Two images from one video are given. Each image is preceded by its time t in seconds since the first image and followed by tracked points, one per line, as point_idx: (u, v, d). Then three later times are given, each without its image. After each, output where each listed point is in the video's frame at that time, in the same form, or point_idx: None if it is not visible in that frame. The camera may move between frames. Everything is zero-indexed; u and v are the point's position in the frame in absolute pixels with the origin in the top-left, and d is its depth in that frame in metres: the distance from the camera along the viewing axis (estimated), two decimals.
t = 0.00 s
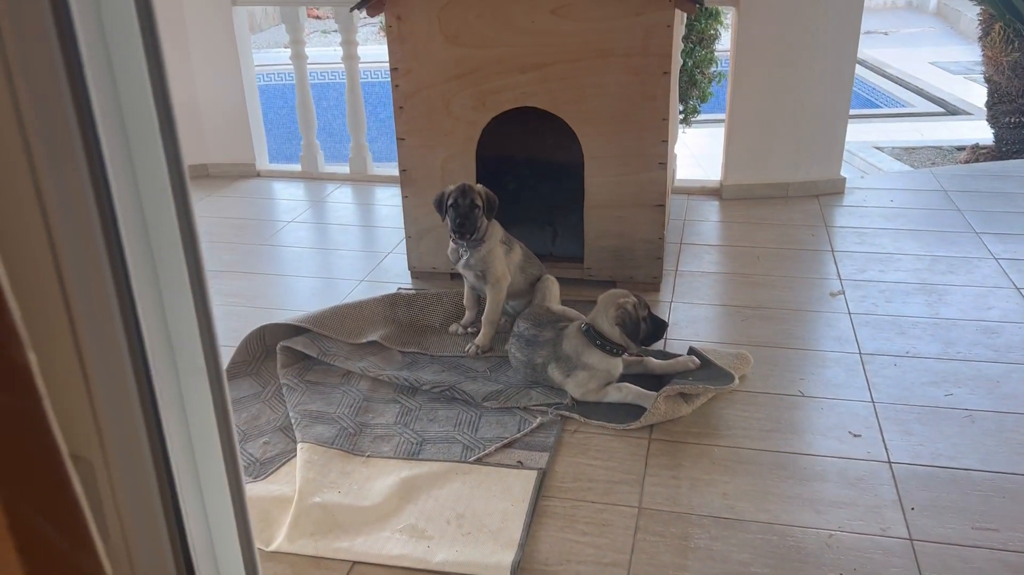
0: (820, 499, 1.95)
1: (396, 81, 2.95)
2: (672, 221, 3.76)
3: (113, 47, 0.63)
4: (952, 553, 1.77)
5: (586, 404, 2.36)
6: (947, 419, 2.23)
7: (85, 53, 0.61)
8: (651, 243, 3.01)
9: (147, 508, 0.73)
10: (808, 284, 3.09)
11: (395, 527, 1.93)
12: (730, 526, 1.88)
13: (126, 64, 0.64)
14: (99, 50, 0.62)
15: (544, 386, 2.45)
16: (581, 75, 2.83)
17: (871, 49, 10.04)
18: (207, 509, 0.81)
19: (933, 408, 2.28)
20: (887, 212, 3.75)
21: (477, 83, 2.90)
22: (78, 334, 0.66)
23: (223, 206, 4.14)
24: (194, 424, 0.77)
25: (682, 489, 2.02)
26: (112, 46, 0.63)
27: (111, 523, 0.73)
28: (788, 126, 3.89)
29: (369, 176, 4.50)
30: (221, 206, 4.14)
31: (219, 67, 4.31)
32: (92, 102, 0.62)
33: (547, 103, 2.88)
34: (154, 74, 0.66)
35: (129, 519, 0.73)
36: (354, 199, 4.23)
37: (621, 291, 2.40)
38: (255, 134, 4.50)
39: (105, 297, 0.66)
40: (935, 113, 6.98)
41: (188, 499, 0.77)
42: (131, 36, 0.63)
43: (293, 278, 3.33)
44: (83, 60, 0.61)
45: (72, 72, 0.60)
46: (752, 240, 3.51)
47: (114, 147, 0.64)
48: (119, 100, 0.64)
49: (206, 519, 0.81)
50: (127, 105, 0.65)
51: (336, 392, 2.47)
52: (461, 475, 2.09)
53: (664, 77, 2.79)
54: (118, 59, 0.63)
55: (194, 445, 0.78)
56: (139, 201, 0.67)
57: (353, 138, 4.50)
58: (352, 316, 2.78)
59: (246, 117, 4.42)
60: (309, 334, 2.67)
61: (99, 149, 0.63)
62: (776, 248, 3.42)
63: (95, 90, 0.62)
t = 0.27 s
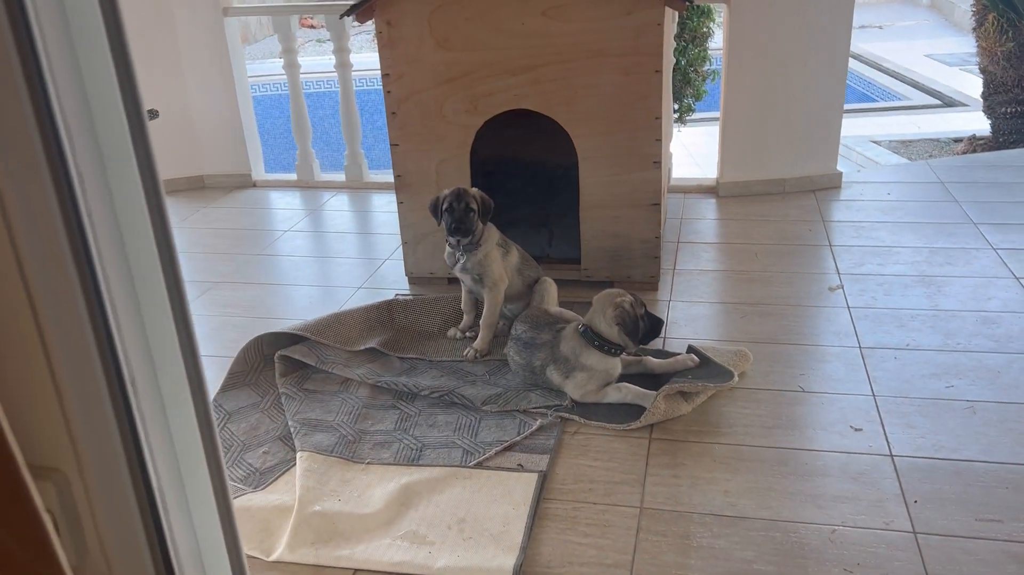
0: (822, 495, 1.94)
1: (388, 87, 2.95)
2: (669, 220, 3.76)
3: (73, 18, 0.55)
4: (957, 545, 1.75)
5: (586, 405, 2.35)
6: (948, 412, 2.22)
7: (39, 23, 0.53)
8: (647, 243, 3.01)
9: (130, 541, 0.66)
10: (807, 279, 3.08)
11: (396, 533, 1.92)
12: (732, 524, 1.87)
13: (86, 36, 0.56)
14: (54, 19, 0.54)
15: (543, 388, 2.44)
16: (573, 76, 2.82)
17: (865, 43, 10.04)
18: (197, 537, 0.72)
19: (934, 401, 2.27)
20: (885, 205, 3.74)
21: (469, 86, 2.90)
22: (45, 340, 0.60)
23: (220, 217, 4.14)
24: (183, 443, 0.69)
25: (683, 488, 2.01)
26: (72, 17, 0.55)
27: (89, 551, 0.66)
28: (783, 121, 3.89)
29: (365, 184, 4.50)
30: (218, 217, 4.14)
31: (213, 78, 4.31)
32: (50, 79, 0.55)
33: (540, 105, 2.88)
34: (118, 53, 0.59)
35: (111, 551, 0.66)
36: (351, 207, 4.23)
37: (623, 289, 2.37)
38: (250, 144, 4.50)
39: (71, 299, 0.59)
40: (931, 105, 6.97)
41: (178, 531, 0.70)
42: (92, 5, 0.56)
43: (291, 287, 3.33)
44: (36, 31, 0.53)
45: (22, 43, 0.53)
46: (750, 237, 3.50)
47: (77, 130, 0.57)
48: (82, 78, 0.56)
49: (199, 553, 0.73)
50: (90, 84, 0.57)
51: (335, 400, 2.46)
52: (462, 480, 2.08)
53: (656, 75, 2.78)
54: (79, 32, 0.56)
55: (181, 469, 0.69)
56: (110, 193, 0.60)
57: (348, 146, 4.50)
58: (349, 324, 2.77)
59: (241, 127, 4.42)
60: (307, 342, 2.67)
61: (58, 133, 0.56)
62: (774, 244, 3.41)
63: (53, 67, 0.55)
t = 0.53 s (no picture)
0: (816, 491, 1.94)
1: (377, 93, 2.95)
2: (661, 220, 3.77)
3: (44, 25, 0.53)
4: (951, 538, 1.76)
5: (580, 407, 2.35)
6: (941, 405, 2.22)
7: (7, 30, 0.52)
8: (639, 243, 3.02)
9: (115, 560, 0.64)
10: (799, 276, 3.09)
11: (392, 538, 1.91)
12: (727, 523, 1.87)
13: (57, 42, 0.54)
14: (24, 27, 0.52)
15: (538, 390, 2.44)
16: (562, 78, 2.83)
17: (855, 39, 10.07)
18: (189, 557, 0.70)
19: (927, 395, 2.28)
20: (876, 201, 3.76)
21: (458, 90, 2.90)
22: (22, 355, 0.58)
23: (213, 226, 4.14)
24: (169, 458, 0.67)
25: (678, 487, 2.01)
26: (43, 24, 0.53)
27: (75, 571, 0.64)
28: (773, 119, 3.90)
29: (358, 189, 4.50)
30: (211, 226, 4.14)
31: (202, 86, 4.30)
32: (23, 88, 0.53)
33: (529, 107, 2.88)
34: (90, 56, 0.57)
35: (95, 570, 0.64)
36: (343, 213, 4.23)
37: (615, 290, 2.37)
38: (241, 153, 4.50)
39: (48, 312, 0.57)
40: (921, 100, 7.00)
41: (167, 551, 0.67)
42: (63, 12, 0.54)
43: (285, 294, 3.33)
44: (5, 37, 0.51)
45: None
46: (742, 235, 3.51)
47: (50, 139, 0.55)
48: (55, 86, 0.54)
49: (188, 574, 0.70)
50: (63, 92, 0.55)
51: (330, 407, 2.46)
52: (457, 484, 2.08)
53: (644, 76, 2.79)
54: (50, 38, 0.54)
55: (169, 487, 0.67)
56: (86, 200, 0.58)
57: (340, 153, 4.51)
58: (343, 330, 2.77)
59: (232, 135, 4.42)
60: (301, 349, 2.66)
61: (30, 140, 0.54)
62: (766, 242, 3.42)
63: (25, 75, 0.53)
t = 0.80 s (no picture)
0: (811, 491, 1.95)
1: (370, 99, 2.95)
2: (655, 222, 3.77)
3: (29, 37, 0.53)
4: (945, 537, 1.77)
5: (575, 410, 2.35)
6: (934, 404, 2.23)
7: None
8: (633, 246, 3.02)
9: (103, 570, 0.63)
10: (793, 277, 3.09)
11: (388, 544, 1.91)
12: (722, 524, 1.88)
13: (43, 54, 0.54)
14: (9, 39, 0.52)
15: (533, 394, 2.44)
16: (554, 82, 2.83)
17: (847, 40, 10.10)
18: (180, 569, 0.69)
19: (920, 394, 2.28)
20: (868, 201, 3.77)
21: (450, 95, 2.91)
22: (9, 366, 0.58)
23: (206, 233, 4.13)
24: (161, 472, 0.66)
25: (674, 489, 2.02)
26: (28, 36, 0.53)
27: None
28: (765, 121, 3.91)
29: (352, 195, 4.50)
30: (205, 233, 4.13)
31: (194, 94, 4.30)
32: (7, 100, 0.53)
33: (522, 112, 2.89)
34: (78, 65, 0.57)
35: None
36: (337, 219, 4.23)
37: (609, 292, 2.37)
38: (234, 160, 4.50)
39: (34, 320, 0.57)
40: (913, 100, 7.02)
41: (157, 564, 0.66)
42: (49, 25, 0.54)
43: (279, 301, 3.32)
44: None
45: None
46: (736, 237, 3.52)
47: (35, 149, 0.55)
48: (41, 97, 0.54)
49: None
50: (49, 103, 0.55)
51: (325, 413, 2.46)
52: (453, 489, 2.08)
53: (636, 79, 2.80)
54: (35, 50, 0.54)
55: (161, 498, 0.66)
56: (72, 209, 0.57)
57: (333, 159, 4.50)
58: (338, 336, 2.77)
59: (225, 143, 4.42)
60: (295, 356, 2.66)
61: (12, 150, 0.54)
62: (760, 243, 3.42)
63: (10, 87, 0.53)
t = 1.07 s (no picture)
0: (809, 495, 1.95)
1: (366, 106, 2.96)
2: (652, 227, 3.78)
3: (28, 48, 0.54)
4: (944, 539, 1.77)
5: (573, 415, 2.36)
6: (932, 407, 2.24)
7: None
8: (630, 251, 3.03)
9: None
10: (789, 281, 3.10)
11: (387, 551, 1.91)
12: (721, 528, 1.88)
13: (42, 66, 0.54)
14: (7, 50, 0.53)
15: (531, 400, 2.45)
16: (549, 88, 2.84)
17: (842, 44, 10.13)
18: None
19: (917, 397, 2.29)
20: (864, 205, 3.78)
21: (447, 102, 2.91)
22: (8, 374, 0.58)
23: (203, 241, 4.13)
24: (160, 480, 0.66)
25: (672, 493, 2.02)
26: (27, 47, 0.54)
27: None
28: (761, 125, 3.92)
29: (349, 202, 4.50)
30: (202, 241, 4.14)
31: (191, 102, 4.30)
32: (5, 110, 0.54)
33: (518, 118, 2.90)
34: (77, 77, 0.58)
35: None
36: (335, 226, 4.23)
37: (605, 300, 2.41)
38: (231, 168, 4.50)
39: (32, 328, 0.58)
40: (908, 104, 7.04)
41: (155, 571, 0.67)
42: (48, 37, 0.54)
43: (277, 308, 3.32)
44: None
45: None
46: (732, 241, 3.53)
47: (34, 159, 0.55)
48: (39, 108, 0.55)
49: None
50: (48, 114, 0.55)
51: (323, 420, 2.45)
52: (452, 495, 2.08)
53: (632, 85, 2.81)
54: (34, 61, 0.54)
55: (161, 508, 0.67)
56: (71, 220, 0.58)
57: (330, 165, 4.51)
58: (335, 343, 2.77)
59: (222, 150, 4.42)
60: (293, 363, 2.66)
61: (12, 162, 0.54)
62: (756, 248, 3.43)
63: (8, 98, 0.54)
